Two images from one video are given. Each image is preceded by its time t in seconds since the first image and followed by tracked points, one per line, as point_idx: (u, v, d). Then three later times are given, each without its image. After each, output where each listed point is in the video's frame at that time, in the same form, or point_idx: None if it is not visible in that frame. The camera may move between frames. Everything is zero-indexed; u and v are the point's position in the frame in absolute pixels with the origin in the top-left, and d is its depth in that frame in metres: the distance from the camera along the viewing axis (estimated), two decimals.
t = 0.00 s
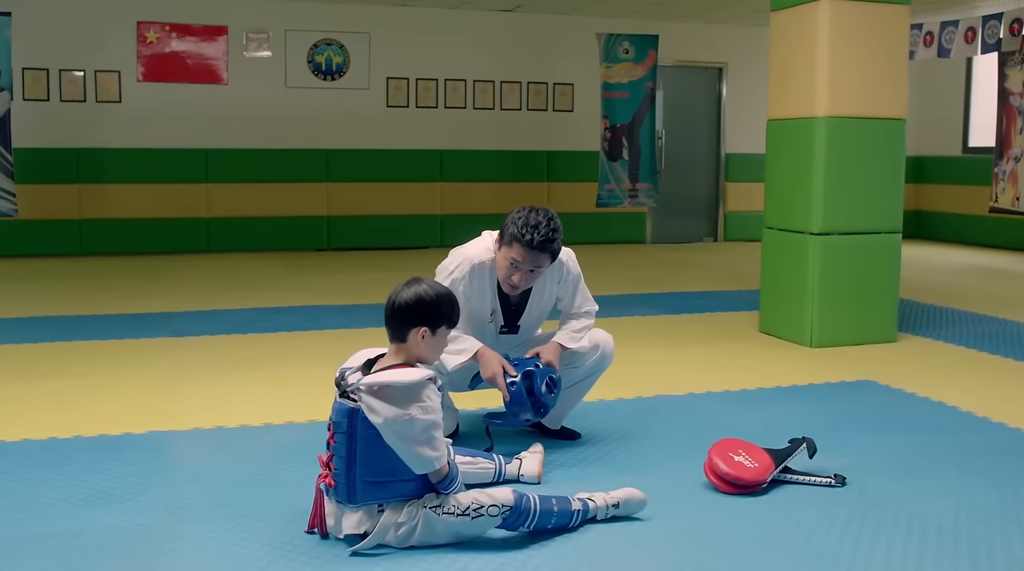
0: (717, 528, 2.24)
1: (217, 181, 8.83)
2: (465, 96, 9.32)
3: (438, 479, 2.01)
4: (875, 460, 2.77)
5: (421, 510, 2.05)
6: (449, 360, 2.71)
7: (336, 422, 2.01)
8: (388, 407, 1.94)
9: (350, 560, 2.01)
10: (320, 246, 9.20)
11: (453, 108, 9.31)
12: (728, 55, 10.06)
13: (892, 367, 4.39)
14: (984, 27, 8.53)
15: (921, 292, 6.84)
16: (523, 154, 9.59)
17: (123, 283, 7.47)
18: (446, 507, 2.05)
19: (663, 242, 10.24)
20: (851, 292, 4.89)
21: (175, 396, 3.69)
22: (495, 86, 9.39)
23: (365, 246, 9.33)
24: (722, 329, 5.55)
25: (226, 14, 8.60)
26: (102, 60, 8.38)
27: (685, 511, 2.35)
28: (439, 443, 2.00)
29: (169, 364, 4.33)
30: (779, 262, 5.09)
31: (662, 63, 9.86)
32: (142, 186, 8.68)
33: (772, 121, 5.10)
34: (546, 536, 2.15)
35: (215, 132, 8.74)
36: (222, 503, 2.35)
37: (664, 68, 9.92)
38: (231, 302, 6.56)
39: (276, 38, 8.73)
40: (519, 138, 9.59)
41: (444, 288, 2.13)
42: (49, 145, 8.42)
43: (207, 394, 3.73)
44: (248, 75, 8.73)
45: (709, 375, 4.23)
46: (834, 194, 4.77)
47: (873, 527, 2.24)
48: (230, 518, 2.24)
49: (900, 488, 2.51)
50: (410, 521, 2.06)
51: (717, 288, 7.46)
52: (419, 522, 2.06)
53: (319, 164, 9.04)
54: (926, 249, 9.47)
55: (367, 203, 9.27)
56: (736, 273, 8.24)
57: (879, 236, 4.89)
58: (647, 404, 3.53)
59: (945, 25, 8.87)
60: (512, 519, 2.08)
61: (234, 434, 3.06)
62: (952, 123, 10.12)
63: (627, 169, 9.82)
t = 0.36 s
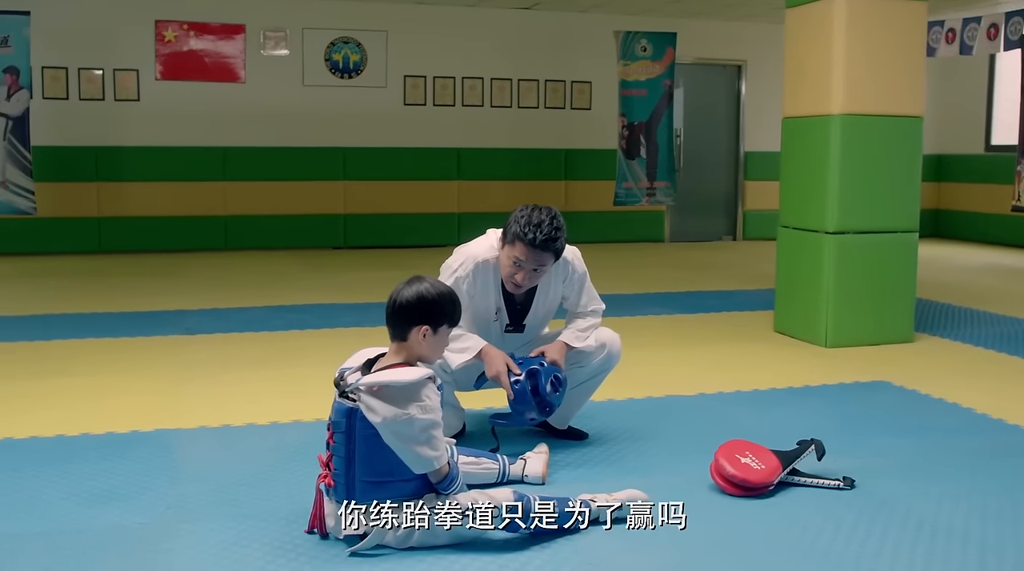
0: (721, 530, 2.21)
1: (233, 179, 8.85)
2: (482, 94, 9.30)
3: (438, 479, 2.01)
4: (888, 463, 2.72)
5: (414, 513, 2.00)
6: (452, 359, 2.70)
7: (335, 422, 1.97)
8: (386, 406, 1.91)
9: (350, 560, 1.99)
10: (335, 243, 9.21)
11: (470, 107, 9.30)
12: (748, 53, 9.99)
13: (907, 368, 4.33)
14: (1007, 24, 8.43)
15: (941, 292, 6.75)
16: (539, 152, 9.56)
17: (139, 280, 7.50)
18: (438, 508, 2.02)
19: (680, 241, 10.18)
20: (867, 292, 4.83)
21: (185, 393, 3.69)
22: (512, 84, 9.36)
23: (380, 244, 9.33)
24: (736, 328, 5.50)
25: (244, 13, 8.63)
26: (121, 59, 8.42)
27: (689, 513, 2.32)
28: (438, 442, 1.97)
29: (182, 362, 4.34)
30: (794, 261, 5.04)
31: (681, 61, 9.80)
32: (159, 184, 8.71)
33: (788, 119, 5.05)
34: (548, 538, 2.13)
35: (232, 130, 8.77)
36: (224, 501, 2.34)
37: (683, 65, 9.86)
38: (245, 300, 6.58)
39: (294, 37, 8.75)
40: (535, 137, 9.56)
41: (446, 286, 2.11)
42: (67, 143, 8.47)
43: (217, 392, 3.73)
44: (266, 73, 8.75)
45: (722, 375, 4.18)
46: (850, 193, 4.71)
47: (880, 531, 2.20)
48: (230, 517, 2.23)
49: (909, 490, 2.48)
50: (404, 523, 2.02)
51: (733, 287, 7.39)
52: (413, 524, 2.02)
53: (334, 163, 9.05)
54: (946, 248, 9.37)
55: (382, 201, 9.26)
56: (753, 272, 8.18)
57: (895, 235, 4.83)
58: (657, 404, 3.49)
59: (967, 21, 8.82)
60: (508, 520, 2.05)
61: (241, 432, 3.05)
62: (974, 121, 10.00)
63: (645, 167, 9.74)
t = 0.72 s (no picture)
0: (732, 535, 2.18)
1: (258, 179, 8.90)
2: (508, 94, 9.29)
3: (447, 479, 1.97)
4: (908, 468, 2.68)
5: (414, 513, 1.98)
6: (465, 360, 2.69)
7: (344, 422, 1.95)
8: (395, 406, 1.88)
9: (356, 562, 1.98)
10: (359, 244, 9.23)
11: (496, 107, 9.29)
12: (776, 52, 9.90)
13: (932, 372, 4.26)
14: None
15: (971, 295, 6.64)
16: (564, 153, 9.53)
17: (164, 280, 7.57)
18: (435, 509, 1.99)
19: (706, 242, 10.11)
20: (891, 294, 4.76)
21: (203, 393, 3.72)
22: (538, 84, 9.35)
23: (404, 245, 9.34)
24: (759, 330, 5.45)
25: (271, 14, 8.68)
26: (149, 60, 8.50)
27: (699, 517, 2.29)
28: (447, 443, 1.94)
29: (202, 361, 4.36)
30: (817, 263, 4.98)
31: (709, 61, 9.73)
32: (185, 184, 8.78)
33: (813, 119, 4.98)
34: (555, 542, 2.11)
35: (258, 131, 8.82)
36: (234, 501, 2.35)
37: (710, 65, 9.78)
38: (269, 300, 6.61)
39: (320, 38, 8.79)
40: (560, 137, 9.53)
41: (459, 287, 2.05)
42: (95, 143, 8.57)
43: (235, 391, 3.74)
44: (292, 74, 8.80)
45: (742, 378, 4.14)
46: (875, 193, 4.65)
47: (895, 538, 2.16)
48: (239, 518, 2.23)
49: (926, 495, 2.44)
50: (405, 523, 2.00)
51: (757, 288, 7.33)
52: (414, 524, 1.99)
53: (358, 163, 9.07)
54: (978, 250, 9.23)
55: (406, 201, 9.28)
56: (780, 273, 8.10)
57: (920, 236, 4.76)
58: (675, 407, 3.45)
59: (999, 20, 8.68)
60: (509, 520, 2.02)
61: (255, 432, 3.06)
62: (1007, 121, 9.86)
63: (671, 167, 9.76)
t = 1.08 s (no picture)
0: (725, 536, 2.16)
1: (264, 178, 8.91)
2: (515, 94, 9.28)
3: (438, 479, 1.95)
4: (910, 470, 2.65)
5: (414, 513, 1.96)
6: (459, 360, 2.67)
7: (336, 419, 1.94)
8: (388, 404, 1.86)
9: (345, 561, 1.97)
10: (364, 243, 9.23)
11: (503, 106, 9.28)
12: (785, 51, 9.86)
13: (935, 373, 4.23)
14: None
15: (979, 295, 6.60)
16: (570, 152, 9.52)
17: (170, 279, 7.58)
18: (432, 508, 1.98)
19: (713, 242, 10.09)
20: (895, 294, 4.73)
21: (203, 392, 3.72)
22: (545, 84, 9.33)
23: (409, 244, 9.34)
24: (763, 330, 5.42)
25: (279, 14, 8.69)
26: (157, 60, 8.51)
27: (692, 518, 2.27)
28: (439, 442, 1.91)
29: (204, 360, 4.36)
30: (821, 262, 4.95)
31: (717, 60, 9.70)
32: (191, 183, 8.80)
33: (817, 117, 4.95)
34: (546, 542, 2.09)
35: (264, 130, 8.83)
36: (228, 500, 2.35)
37: (719, 64, 9.75)
38: (274, 299, 6.61)
39: (328, 37, 8.79)
40: (567, 136, 9.51)
41: (458, 287, 1.99)
42: (103, 143, 8.59)
43: (235, 391, 3.74)
44: (299, 73, 8.80)
45: (744, 378, 4.12)
46: (879, 193, 4.62)
47: (889, 540, 2.14)
48: (230, 517, 2.22)
49: (923, 497, 2.42)
50: (405, 524, 1.98)
51: (762, 288, 7.30)
52: (414, 524, 1.98)
53: (364, 162, 9.08)
54: (987, 251, 9.18)
55: (411, 200, 9.27)
56: (786, 273, 8.07)
57: (925, 236, 4.72)
58: (674, 407, 3.43)
59: (1010, 19, 8.63)
60: (508, 520, 2.00)
61: (252, 431, 3.05)
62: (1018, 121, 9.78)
63: (678, 167, 9.70)
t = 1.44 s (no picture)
0: (721, 536, 2.15)
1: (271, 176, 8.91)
2: (523, 92, 9.26)
3: (431, 477, 1.94)
4: (912, 469, 2.63)
5: (414, 513, 1.95)
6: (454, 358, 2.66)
7: (332, 414, 1.92)
8: (386, 400, 1.85)
9: (335, 560, 1.96)
10: (370, 241, 9.23)
11: (511, 105, 9.26)
12: (795, 50, 9.81)
13: (940, 372, 4.20)
14: None
15: (988, 294, 6.55)
16: (577, 151, 9.50)
17: (177, 277, 7.58)
18: (424, 508, 1.96)
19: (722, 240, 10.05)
20: (900, 293, 4.69)
21: (204, 389, 3.71)
22: (553, 82, 9.31)
23: (414, 242, 9.33)
24: (769, 329, 5.39)
25: (287, 12, 8.69)
26: (164, 58, 8.53)
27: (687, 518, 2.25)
28: (436, 440, 1.89)
29: (207, 358, 4.36)
30: (826, 261, 4.91)
31: (727, 58, 9.66)
32: (199, 181, 8.81)
33: (822, 115, 4.91)
34: (538, 541, 2.07)
35: (272, 128, 8.83)
36: (224, 497, 2.33)
37: (729, 63, 9.71)
38: (280, 297, 6.61)
39: (336, 35, 8.79)
40: (574, 135, 9.49)
41: (460, 288, 1.98)
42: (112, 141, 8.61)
43: (236, 388, 3.73)
44: (307, 72, 8.80)
45: (748, 377, 4.10)
46: (886, 191, 4.58)
47: (886, 541, 2.12)
48: (224, 514, 2.21)
49: (921, 497, 2.39)
50: (405, 523, 1.97)
51: (769, 287, 7.27)
52: (413, 524, 1.97)
53: (371, 160, 9.07)
54: (997, 250, 9.11)
55: (418, 198, 9.26)
56: (794, 272, 8.04)
57: (931, 235, 4.68)
58: (675, 406, 3.41)
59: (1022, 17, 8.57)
60: (508, 520, 2.00)
61: (250, 428, 3.04)
62: None
63: (687, 166, 9.58)
